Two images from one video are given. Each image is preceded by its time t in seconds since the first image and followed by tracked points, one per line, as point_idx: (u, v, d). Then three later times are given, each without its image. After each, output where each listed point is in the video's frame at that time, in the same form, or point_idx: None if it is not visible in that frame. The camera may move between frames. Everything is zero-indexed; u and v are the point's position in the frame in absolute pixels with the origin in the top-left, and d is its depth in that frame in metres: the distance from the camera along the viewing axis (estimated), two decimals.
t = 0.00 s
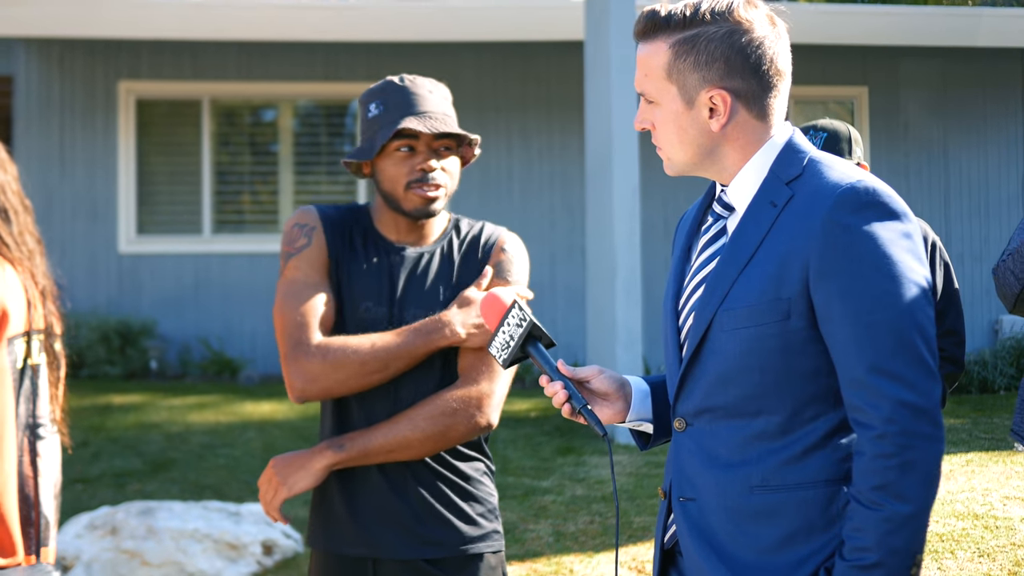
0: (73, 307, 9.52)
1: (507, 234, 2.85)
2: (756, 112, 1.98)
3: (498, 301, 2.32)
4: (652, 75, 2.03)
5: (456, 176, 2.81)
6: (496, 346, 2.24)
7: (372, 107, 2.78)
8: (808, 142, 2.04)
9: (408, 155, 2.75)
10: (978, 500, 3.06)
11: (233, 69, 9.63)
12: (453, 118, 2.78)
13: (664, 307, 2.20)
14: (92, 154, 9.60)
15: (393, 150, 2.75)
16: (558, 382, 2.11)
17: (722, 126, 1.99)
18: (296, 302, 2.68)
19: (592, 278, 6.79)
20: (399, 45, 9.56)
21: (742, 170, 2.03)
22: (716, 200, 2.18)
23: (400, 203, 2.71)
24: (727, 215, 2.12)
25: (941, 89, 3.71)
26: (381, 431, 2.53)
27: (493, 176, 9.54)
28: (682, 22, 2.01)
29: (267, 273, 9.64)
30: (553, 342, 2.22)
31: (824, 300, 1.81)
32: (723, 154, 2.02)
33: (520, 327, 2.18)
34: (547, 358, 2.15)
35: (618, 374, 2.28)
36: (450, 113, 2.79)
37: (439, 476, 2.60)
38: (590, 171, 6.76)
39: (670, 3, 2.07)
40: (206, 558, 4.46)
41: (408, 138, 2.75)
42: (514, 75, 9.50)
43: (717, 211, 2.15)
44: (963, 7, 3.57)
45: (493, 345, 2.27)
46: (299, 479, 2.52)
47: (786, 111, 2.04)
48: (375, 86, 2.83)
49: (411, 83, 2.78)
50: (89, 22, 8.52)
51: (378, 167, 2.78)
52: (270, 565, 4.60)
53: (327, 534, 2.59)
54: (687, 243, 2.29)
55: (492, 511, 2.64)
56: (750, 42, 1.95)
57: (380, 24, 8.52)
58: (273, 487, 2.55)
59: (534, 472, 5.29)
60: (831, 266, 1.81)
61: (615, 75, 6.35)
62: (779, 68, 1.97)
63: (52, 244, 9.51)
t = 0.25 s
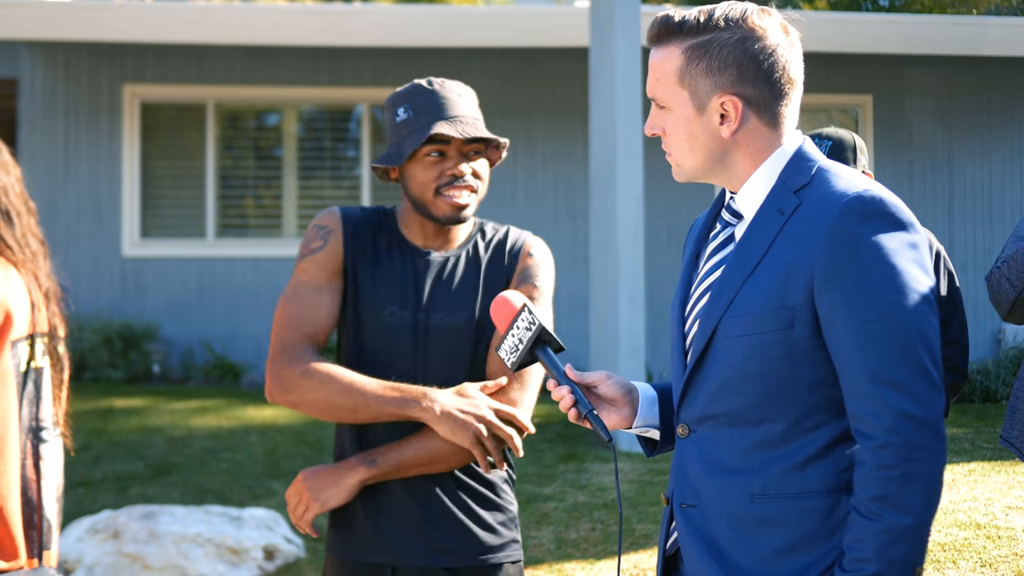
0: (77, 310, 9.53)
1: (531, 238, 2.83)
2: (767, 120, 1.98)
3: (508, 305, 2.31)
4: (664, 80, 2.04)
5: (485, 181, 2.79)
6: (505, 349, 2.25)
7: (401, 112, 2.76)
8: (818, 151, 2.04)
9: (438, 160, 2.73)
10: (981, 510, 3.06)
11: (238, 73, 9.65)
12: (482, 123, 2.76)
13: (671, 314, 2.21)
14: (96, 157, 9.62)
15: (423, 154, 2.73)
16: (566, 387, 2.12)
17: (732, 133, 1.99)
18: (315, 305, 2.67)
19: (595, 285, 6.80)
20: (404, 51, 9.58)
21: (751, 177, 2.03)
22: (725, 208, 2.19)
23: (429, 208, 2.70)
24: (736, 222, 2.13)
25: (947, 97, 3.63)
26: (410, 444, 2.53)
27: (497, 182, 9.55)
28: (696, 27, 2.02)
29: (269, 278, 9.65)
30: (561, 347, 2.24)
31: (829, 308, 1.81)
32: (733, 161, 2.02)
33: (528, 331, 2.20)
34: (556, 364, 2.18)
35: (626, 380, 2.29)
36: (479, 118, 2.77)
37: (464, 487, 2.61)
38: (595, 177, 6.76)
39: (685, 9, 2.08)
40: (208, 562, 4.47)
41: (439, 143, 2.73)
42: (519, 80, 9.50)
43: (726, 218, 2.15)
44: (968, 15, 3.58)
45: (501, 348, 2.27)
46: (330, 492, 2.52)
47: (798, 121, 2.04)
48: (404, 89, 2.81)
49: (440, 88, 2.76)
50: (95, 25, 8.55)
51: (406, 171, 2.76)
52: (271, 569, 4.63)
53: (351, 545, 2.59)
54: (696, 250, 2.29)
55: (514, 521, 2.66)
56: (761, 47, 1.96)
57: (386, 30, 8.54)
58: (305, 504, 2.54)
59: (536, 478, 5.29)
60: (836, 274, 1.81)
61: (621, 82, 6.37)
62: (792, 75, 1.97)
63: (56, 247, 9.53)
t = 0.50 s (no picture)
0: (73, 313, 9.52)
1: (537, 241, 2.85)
2: (775, 125, 1.99)
3: (507, 309, 2.31)
4: (679, 71, 2.04)
5: (489, 183, 2.80)
6: (503, 353, 2.25)
7: (403, 116, 2.76)
8: (817, 157, 2.04)
9: (440, 164, 2.74)
10: (976, 513, 3.07)
11: (234, 75, 9.64)
12: (486, 125, 2.76)
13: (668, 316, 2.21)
14: (92, 159, 9.61)
15: (425, 159, 2.74)
16: (563, 391, 2.12)
17: (741, 131, 2.00)
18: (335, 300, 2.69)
19: (591, 288, 6.80)
20: (401, 54, 9.58)
21: (751, 180, 2.04)
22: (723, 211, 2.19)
23: (433, 212, 2.71)
24: (734, 225, 2.13)
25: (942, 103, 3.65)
26: (404, 442, 2.53)
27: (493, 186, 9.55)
28: (719, 23, 2.01)
29: (265, 281, 9.64)
30: (558, 351, 2.24)
31: (823, 312, 1.81)
32: (735, 162, 2.03)
33: (527, 335, 2.19)
34: (554, 368, 2.17)
35: (624, 384, 2.29)
36: (482, 120, 2.76)
37: (464, 489, 2.60)
38: (591, 181, 6.76)
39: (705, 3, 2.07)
40: (203, 565, 4.46)
41: (441, 147, 2.74)
42: (515, 83, 9.51)
43: (724, 221, 2.16)
44: (963, 20, 3.53)
45: (500, 351, 2.27)
46: (320, 489, 2.53)
47: (802, 130, 2.05)
48: (407, 92, 2.81)
49: (442, 90, 2.75)
50: (92, 27, 8.55)
51: (410, 176, 2.77)
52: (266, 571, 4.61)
53: (351, 543, 2.61)
54: (694, 253, 2.30)
55: (517, 525, 2.64)
56: (779, 52, 1.96)
57: (383, 33, 8.55)
58: (295, 499, 2.55)
59: (532, 481, 5.28)
60: (831, 278, 1.81)
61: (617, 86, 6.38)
62: (803, 86, 1.98)
63: (52, 249, 9.52)
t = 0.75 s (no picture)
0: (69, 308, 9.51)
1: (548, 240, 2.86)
2: (800, 115, 2.02)
3: (502, 301, 2.30)
4: (717, 49, 2.02)
5: (501, 178, 2.80)
6: (497, 345, 2.24)
7: (417, 112, 2.77)
8: (822, 156, 2.05)
9: (453, 159, 2.74)
10: (972, 511, 3.08)
11: (231, 71, 9.62)
12: (499, 120, 2.77)
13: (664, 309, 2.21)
14: (89, 155, 9.59)
15: (439, 153, 2.74)
16: (558, 382, 2.13)
17: (776, 116, 2.00)
18: (334, 306, 2.66)
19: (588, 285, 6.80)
20: (398, 50, 9.57)
21: (759, 171, 2.05)
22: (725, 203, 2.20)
23: (447, 207, 2.71)
24: (734, 218, 2.13)
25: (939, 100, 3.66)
26: (426, 445, 2.53)
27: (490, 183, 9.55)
28: (765, 9, 2.01)
29: (262, 277, 9.63)
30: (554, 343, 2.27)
31: (824, 308, 1.82)
32: (753, 149, 2.03)
33: (522, 326, 2.22)
34: (548, 360, 2.20)
35: (619, 378, 2.29)
36: (494, 115, 2.77)
37: (479, 490, 2.61)
38: (588, 178, 6.76)
39: None
40: (200, 561, 4.46)
41: (454, 142, 2.73)
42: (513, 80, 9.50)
43: (724, 214, 2.16)
44: (960, 18, 3.54)
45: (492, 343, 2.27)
46: (343, 494, 2.52)
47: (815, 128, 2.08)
48: (418, 90, 2.82)
49: (454, 86, 2.77)
50: (88, 22, 8.53)
51: (423, 172, 2.77)
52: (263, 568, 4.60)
53: (364, 545, 2.59)
54: (693, 247, 2.30)
55: (528, 524, 2.66)
56: (815, 47, 2.00)
57: (380, 29, 8.54)
58: (319, 505, 2.54)
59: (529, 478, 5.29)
60: (834, 274, 1.82)
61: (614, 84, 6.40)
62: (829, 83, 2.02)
63: (49, 245, 9.50)
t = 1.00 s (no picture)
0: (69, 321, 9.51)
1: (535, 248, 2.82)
2: (803, 126, 2.03)
3: (511, 306, 2.28)
4: (717, 67, 2.02)
5: (483, 189, 2.78)
6: (504, 349, 2.24)
7: (395, 127, 2.77)
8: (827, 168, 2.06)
9: (433, 171, 2.73)
10: (974, 519, 3.08)
11: (230, 83, 9.64)
12: (477, 130, 2.75)
13: (667, 320, 2.21)
14: (87, 167, 9.60)
15: (418, 166, 2.74)
16: (564, 392, 2.12)
17: (780, 128, 2.01)
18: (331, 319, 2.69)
19: (587, 295, 6.80)
20: (396, 61, 9.58)
21: (764, 185, 2.06)
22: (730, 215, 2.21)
23: (429, 220, 2.71)
24: (740, 230, 2.14)
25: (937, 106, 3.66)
26: (409, 460, 2.52)
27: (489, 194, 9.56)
28: (758, 24, 2.02)
29: (261, 289, 9.63)
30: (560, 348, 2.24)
31: (833, 318, 1.82)
32: (761, 163, 2.04)
33: (532, 331, 2.18)
34: (555, 368, 2.18)
35: (624, 389, 2.29)
36: (473, 125, 2.76)
37: (469, 504, 2.60)
38: (587, 187, 6.77)
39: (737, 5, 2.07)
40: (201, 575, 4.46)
41: (433, 154, 2.73)
42: (511, 90, 9.51)
43: (730, 225, 2.17)
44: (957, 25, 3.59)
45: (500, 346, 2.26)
46: (330, 513, 2.51)
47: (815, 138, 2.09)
48: (398, 104, 2.82)
49: (431, 99, 2.76)
50: (87, 34, 8.54)
51: (404, 186, 2.77)
52: None
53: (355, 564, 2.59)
54: (696, 259, 2.30)
55: (521, 535, 2.65)
56: (810, 55, 2.01)
57: (379, 41, 8.56)
58: (308, 526, 2.53)
59: (530, 489, 5.29)
60: (843, 284, 1.82)
61: (613, 93, 6.39)
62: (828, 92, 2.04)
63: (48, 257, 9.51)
